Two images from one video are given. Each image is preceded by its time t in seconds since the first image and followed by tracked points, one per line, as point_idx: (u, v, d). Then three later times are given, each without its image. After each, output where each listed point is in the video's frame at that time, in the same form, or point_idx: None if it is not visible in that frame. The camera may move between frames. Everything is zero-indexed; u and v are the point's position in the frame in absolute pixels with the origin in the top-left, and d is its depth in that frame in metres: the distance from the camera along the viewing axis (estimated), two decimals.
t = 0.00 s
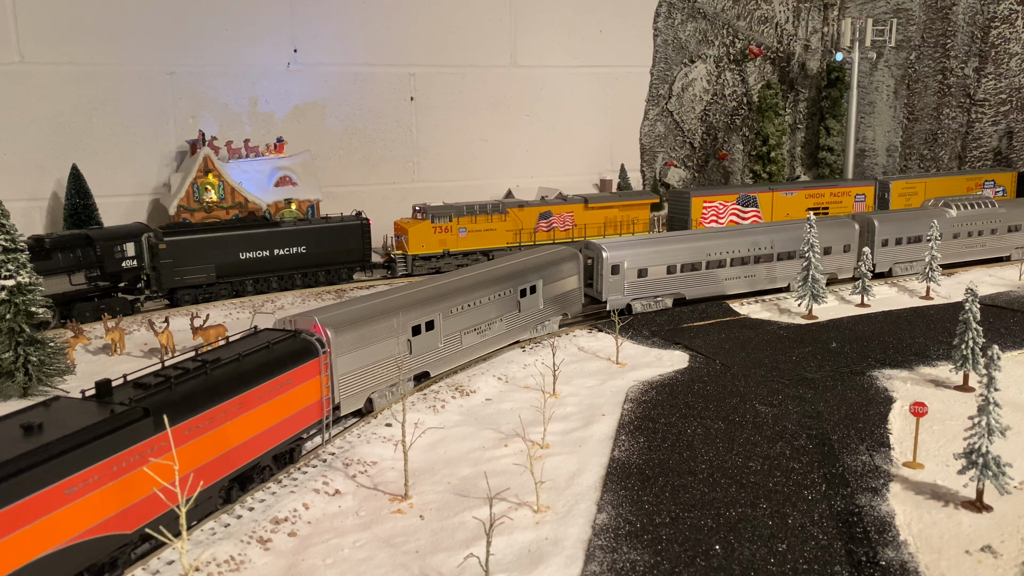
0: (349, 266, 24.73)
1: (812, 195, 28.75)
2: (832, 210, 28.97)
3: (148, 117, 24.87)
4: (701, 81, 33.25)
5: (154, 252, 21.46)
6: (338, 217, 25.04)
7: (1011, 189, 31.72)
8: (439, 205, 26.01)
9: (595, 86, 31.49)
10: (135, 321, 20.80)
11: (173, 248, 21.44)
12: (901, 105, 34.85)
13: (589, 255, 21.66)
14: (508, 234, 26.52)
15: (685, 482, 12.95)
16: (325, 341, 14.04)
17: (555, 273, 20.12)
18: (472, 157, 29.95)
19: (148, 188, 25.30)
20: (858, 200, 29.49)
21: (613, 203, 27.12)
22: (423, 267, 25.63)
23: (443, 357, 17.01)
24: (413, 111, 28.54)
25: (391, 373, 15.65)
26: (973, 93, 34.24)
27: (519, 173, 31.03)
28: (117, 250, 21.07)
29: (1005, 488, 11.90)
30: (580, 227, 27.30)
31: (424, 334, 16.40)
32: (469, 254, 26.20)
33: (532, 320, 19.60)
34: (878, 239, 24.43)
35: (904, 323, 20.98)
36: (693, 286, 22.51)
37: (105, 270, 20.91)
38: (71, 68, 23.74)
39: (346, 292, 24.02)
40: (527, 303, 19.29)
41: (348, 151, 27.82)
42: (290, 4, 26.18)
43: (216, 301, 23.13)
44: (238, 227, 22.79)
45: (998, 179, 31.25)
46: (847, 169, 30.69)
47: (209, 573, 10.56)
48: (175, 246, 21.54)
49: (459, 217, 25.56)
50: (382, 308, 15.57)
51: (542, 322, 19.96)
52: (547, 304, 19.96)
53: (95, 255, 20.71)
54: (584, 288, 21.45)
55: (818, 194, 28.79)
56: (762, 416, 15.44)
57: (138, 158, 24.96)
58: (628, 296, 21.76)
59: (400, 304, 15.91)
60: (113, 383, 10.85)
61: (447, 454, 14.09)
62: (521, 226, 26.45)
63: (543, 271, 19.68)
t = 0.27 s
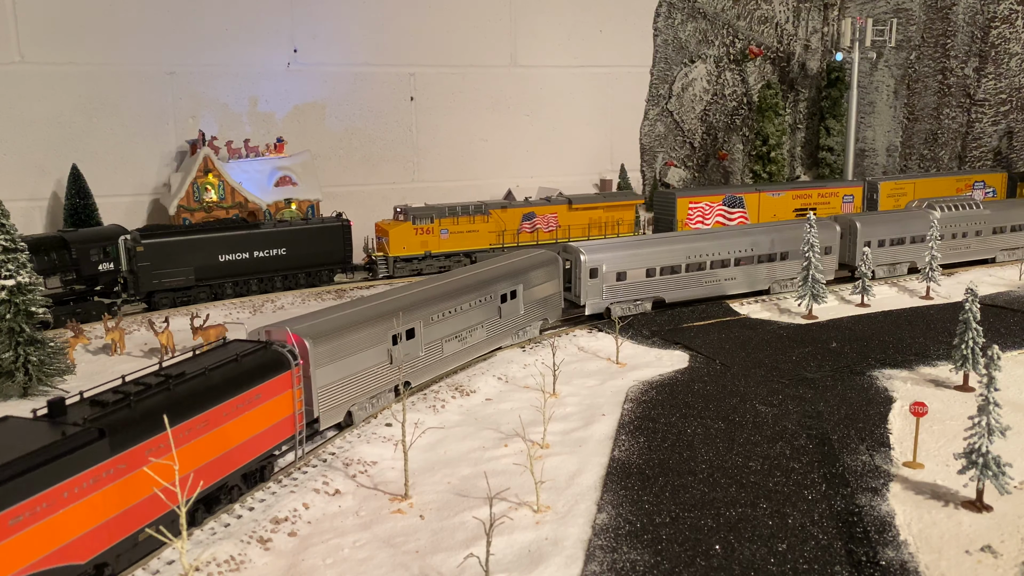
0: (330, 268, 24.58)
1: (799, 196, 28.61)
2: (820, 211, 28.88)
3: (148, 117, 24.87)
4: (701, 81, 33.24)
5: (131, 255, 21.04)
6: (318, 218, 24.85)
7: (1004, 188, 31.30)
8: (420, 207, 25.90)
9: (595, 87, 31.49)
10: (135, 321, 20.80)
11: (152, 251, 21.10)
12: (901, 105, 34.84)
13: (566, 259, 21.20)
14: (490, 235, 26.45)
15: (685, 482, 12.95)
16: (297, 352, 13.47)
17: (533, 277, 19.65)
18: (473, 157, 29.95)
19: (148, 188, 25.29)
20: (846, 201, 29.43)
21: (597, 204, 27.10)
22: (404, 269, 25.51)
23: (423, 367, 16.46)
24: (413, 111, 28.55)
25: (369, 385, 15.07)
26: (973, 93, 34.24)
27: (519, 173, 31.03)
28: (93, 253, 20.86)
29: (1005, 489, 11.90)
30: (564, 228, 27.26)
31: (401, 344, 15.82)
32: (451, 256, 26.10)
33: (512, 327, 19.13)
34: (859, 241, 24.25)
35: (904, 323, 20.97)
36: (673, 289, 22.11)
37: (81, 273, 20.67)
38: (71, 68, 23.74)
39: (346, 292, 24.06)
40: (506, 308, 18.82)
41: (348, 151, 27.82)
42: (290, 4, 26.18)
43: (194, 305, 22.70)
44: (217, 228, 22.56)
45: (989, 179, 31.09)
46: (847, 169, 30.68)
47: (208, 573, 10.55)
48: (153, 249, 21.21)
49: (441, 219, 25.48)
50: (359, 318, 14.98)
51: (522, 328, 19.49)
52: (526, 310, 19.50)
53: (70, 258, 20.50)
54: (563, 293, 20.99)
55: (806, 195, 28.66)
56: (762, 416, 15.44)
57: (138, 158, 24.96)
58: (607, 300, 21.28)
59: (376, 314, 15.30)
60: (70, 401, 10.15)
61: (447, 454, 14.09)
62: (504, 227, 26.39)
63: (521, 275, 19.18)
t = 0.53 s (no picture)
0: (310, 270, 24.35)
1: (786, 198, 28.44)
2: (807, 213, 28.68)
3: (148, 118, 24.88)
4: (702, 81, 33.23)
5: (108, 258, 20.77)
6: (298, 220, 24.56)
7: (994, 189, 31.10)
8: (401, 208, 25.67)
9: (595, 87, 31.50)
10: (135, 321, 20.81)
11: (128, 253, 20.81)
12: (901, 105, 34.83)
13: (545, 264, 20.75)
14: (472, 236, 26.34)
15: (685, 482, 12.95)
16: (267, 364, 12.78)
17: (515, 281, 19.07)
18: (473, 157, 29.95)
19: (148, 188, 25.29)
20: (834, 202, 29.26)
21: (581, 206, 27.05)
22: (385, 271, 25.37)
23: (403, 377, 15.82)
24: (413, 111, 28.55)
25: (349, 397, 14.38)
26: (973, 93, 34.23)
27: (519, 173, 31.04)
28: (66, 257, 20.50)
29: (1005, 488, 11.91)
30: (547, 229, 27.18)
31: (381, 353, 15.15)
32: (433, 258, 25.96)
33: (492, 333, 18.57)
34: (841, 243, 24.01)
35: (904, 323, 20.97)
36: (654, 292, 21.80)
37: (56, 277, 20.28)
38: (71, 68, 23.73)
39: (346, 292, 24.08)
40: (487, 314, 18.25)
41: (348, 151, 27.82)
42: (290, 4, 26.18)
43: (172, 308, 22.53)
44: (196, 231, 22.30)
45: (979, 181, 30.78)
46: (847, 169, 30.68)
47: (208, 573, 10.56)
48: (130, 251, 20.93)
49: (422, 221, 25.29)
50: (338, 327, 14.26)
51: (502, 334, 18.93)
52: (507, 315, 18.97)
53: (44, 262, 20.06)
54: (543, 299, 20.45)
55: (793, 197, 28.51)
56: (762, 416, 15.44)
57: (138, 158, 24.97)
58: (586, 304, 20.88)
59: (355, 322, 14.60)
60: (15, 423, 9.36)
61: (447, 454, 14.09)
62: (485, 228, 26.26)
63: (500, 280, 18.59)
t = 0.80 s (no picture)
0: (291, 273, 24.01)
1: (774, 199, 28.22)
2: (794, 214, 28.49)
3: (148, 117, 24.87)
4: (701, 81, 33.24)
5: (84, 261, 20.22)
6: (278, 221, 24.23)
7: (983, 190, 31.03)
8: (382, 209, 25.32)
9: (595, 87, 31.50)
10: (135, 321, 20.80)
11: (106, 257, 20.28)
12: (901, 106, 34.84)
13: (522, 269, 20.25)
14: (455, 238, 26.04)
15: (685, 482, 12.95)
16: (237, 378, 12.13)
17: (495, 287, 18.58)
18: (473, 157, 29.95)
19: (148, 188, 25.30)
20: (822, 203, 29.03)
21: (565, 207, 26.96)
22: (366, 273, 25.02)
23: (382, 388, 15.27)
24: (413, 111, 28.55)
25: (326, 410, 13.79)
26: (973, 93, 34.21)
27: (519, 173, 31.05)
28: (43, 260, 20.11)
29: (1005, 489, 11.90)
30: (531, 230, 27.01)
31: (359, 363, 14.56)
32: (415, 260, 25.63)
33: (473, 341, 18.07)
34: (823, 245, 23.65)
35: (904, 323, 20.98)
36: (633, 296, 21.47)
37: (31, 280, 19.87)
38: (71, 68, 23.73)
39: (346, 292, 24.10)
40: (468, 321, 17.75)
41: (348, 151, 27.82)
42: (290, 3, 26.17)
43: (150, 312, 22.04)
44: (174, 233, 21.85)
45: (968, 181, 30.59)
46: (847, 168, 30.69)
47: (209, 573, 10.56)
48: (107, 254, 20.39)
49: (403, 222, 24.93)
50: (315, 337, 13.65)
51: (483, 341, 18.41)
52: (488, 322, 18.48)
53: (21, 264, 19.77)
54: (522, 305, 19.96)
55: (780, 198, 28.31)
56: (762, 416, 15.44)
57: (138, 158, 24.97)
58: (565, 309, 20.51)
59: (332, 332, 13.99)
60: None
61: (447, 455, 14.09)
62: (468, 230, 25.99)
63: (481, 286, 18.09)
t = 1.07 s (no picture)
0: (271, 275, 23.62)
1: (760, 199, 28.10)
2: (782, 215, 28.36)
3: (149, 117, 24.88)
4: (701, 81, 33.23)
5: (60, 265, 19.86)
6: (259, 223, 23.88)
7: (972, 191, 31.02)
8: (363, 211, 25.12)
9: (595, 87, 31.50)
10: (135, 321, 20.80)
11: (82, 260, 19.94)
12: (901, 106, 34.85)
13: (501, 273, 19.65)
14: (437, 240, 25.75)
15: (685, 482, 12.95)
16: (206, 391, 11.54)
17: (477, 293, 18.01)
18: (473, 157, 29.95)
19: (148, 188, 25.30)
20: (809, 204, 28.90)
21: (548, 207, 26.57)
22: (346, 275, 24.60)
23: (359, 400, 14.65)
24: (413, 111, 28.55)
25: (300, 425, 13.17)
26: (973, 93, 34.20)
27: (519, 173, 31.05)
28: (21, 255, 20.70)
29: (1005, 489, 11.90)
30: (515, 232, 26.67)
31: (335, 375, 13.95)
32: (396, 262, 25.29)
33: (454, 349, 17.44)
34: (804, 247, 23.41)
35: (904, 323, 20.98)
36: (614, 301, 21.08)
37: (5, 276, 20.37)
38: (71, 68, 23.73)
39: (346, 292, 24.12)
40: (448, 328, 17.12)
41: (348, 151, 27.82)
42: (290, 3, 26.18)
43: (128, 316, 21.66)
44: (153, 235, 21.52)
45: (958, 182, 30.58)
46: (847, 168, 30.69)
47: (209, 573, 10.56)
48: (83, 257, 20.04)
49: (384, 223, 24.68)
50: (286, 349, 13.02)
51: (464, 348, 17.82)
52: (469, 329, 17.85)
53: None
54: (504, 311, 19.34)
55: (767, 198, 28.17)
56: (762, 416, 15.44)
57: (138, 158, 24.97)
58: (543, 314, 20.03)
59: (305, 343, 13.38)
60: None
61: (447, 455, 14.09)
62: (451, 232, 25.70)
63: (462, 291, 17.50)
